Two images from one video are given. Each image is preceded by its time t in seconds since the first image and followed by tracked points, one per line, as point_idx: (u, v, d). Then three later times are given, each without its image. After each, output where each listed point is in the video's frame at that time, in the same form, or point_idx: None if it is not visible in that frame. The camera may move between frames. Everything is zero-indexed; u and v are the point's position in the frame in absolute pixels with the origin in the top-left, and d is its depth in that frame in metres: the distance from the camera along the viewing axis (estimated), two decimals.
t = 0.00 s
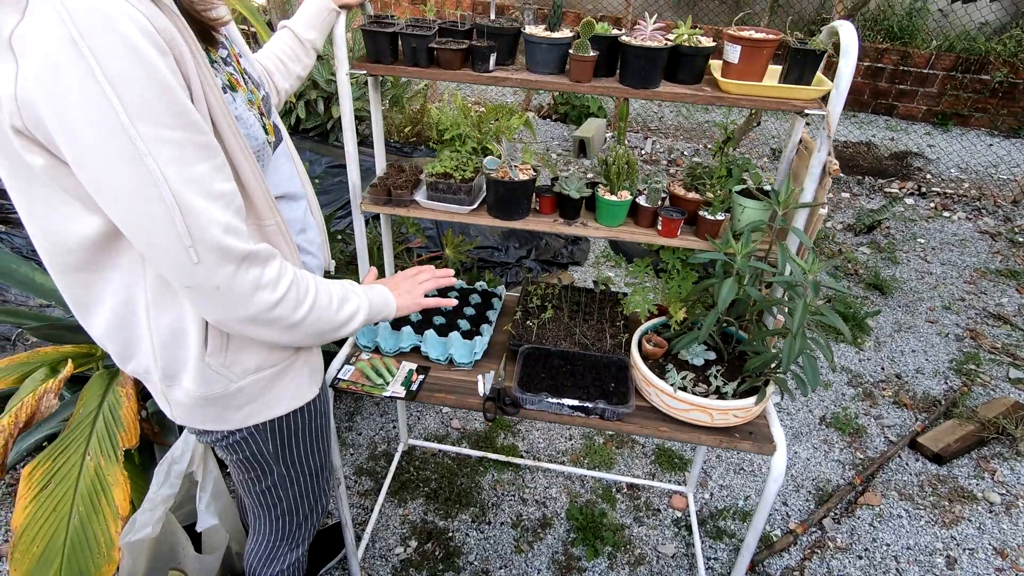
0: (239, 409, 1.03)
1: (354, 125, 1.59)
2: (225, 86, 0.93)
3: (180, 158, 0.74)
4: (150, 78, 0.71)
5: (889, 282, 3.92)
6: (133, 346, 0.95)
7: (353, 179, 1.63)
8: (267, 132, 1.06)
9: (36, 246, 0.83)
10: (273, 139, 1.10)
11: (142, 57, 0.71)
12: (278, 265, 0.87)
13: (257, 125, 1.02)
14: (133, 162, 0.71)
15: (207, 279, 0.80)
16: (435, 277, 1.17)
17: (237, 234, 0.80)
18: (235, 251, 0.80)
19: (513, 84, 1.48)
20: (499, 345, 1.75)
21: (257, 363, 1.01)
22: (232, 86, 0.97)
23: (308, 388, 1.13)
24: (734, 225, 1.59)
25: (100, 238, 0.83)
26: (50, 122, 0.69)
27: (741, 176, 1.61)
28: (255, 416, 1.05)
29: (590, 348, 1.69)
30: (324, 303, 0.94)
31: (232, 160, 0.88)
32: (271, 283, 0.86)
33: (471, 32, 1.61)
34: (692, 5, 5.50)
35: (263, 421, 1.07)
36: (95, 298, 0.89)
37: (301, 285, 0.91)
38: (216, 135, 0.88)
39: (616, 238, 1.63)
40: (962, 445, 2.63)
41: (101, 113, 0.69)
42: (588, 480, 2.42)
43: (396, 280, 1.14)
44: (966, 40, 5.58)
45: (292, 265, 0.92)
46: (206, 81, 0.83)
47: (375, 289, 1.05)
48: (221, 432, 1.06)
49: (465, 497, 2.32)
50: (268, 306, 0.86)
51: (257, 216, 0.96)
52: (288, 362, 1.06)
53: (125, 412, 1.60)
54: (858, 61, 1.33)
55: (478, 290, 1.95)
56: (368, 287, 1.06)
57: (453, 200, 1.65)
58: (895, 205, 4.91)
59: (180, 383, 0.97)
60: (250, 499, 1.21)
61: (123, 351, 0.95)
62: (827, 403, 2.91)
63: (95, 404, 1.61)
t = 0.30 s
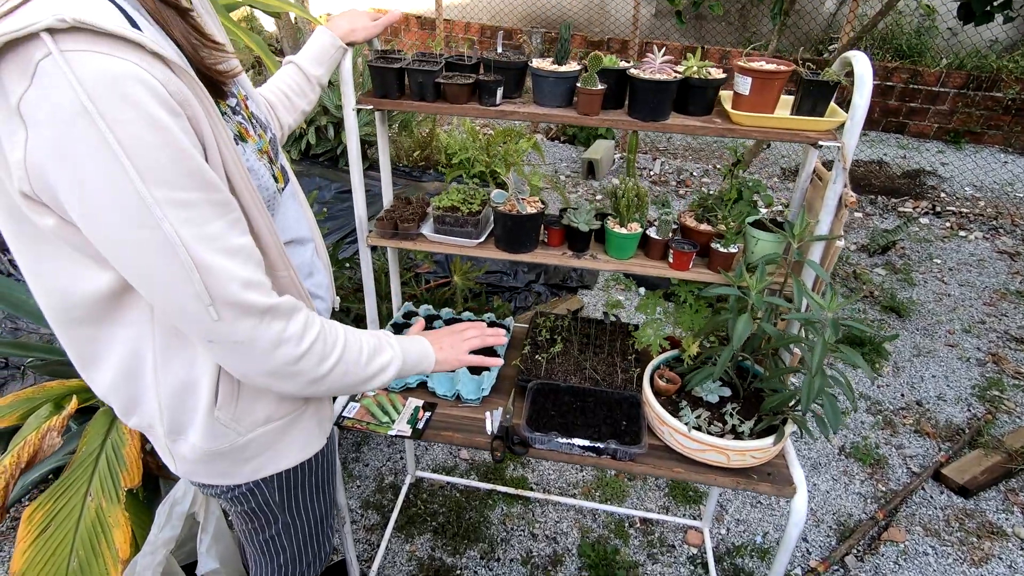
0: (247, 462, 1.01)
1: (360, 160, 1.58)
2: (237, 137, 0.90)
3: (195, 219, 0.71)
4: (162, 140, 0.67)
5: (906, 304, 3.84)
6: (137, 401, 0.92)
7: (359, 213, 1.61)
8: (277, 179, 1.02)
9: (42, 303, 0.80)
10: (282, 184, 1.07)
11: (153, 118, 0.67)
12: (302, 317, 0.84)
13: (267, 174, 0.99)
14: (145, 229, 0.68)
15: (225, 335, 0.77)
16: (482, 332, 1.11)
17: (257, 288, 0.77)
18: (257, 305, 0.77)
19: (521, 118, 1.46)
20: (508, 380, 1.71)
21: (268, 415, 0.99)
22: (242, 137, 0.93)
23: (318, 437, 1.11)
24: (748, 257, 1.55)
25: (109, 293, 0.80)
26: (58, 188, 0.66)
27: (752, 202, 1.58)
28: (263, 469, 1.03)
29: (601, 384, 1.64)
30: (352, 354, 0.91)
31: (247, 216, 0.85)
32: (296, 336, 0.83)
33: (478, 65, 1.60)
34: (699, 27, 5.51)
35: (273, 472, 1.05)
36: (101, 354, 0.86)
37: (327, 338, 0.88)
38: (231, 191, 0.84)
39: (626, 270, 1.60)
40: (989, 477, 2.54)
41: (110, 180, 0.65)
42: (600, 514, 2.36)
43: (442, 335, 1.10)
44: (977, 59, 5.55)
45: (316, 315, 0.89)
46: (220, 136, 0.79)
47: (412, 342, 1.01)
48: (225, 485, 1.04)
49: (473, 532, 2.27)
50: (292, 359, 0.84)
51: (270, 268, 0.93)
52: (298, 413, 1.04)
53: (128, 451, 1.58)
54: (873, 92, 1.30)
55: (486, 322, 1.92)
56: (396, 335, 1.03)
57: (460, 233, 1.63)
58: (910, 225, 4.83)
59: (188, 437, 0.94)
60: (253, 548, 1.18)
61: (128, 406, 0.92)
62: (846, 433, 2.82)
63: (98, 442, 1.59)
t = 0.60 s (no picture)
0: (235, 515, 0.98)
1: (359, 192, 1.58)
2: (227, 188, 0.86)
3: (193, 272, 0.68)
4: (153, 199, 0.64)
5: (924, 327, 3.74)
6: (125, 451, 0.89)
7: (358, 246, 1.61)
8: (269, 227, 0.98)
9: (28, 358, 0.77)
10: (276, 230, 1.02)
11: (141, 178, 0.64)
12: (299, 354, 0.82)
13: (259, 223, 0.94)
14: (143, 288, 0.65)
15: (233, 383, 0.74)
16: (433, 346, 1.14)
17: (254, 333, 0.75)
18: (257, 350, 0.75)
19: (519, 150, 1.45)
20: (508, 414, 1.67)
21: (258, 466, 0.96)
22: (233, 187, 0.89)
23: (310, 486, 1.08)
24: (753, 288, 1.51)
25: (96, 347, 0.77)
26: (46, 256, 0.63)
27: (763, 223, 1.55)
28: (250, 521, 1.00)
29: (603, 419, 1.60)
30: (345, 385, 0.89)
31: (237, 266, 0.81)
32: (295, 375, 0.80)
33: (477, 97, 1.60)
34: (707, 48, 5.51)
35: (261, 524, 1.02)
36: (89, 402, 0.84)
37: (322, 372, 0.85)
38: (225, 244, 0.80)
39: (628, 302, 1.57)
40: (1016, 511, 2.43)
41: (103, 243, 0.62)
42: (608, 548, 2.29)
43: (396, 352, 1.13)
44: (990, 76, 5.48)
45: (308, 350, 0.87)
46: (207, 187, 0.76)
47: (384, 361, 1.01)
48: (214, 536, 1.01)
49: (477, 567, 2.21)
50: (293, 400, 0.81)
51: (260, 315, 0.88)
52: (290, 462, 1.01)
53: (124, 485, 1.54)
54: (878, 121, 1.27)
55: (487, 352, 1.89)
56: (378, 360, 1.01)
57: (459, 265, 1.61)
58: (926, 245, 4.73)
59: (178, 487, 0.91)
60: None
61: (115, 455, 0.89)
62: (864, 463, 2.73)
63: (96, 478, 1.57)
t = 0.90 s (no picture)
0: (226, 539, 0.98)
1: (359, 212, 1.60)
2: (220, 217, 0.86)
3: (184, 303, 0.66)
4: (145, 231, 0.62)
5: (940, 344, 3.65)
6: (118, 475, 0.89)
7: (358, 265, 1.63)
8: (264, 253, 0.98)
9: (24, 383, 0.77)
10: (271, 255, 1.03)
11: (133, 211, 0.62)
12: (292, 385, 0.79)
13: (254, 249, 0.94)
14: (131, 320, 0.63)
15: (217, 413, 0.72)
16: (469, 392, 1.06)
17: (244, 365, 0.72)
18: (245, 382, 0.72)
19: (514, 170, 1.47)
20: (506, 432, 1.67)
21: (250, 491, 0.96)
22: (228, 214, 0.89)
23: (303, 510, 1.09)
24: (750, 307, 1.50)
25: (92, 373, 0.78)
26: (36, 285, 0.62)
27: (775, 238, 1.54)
28: (242, 545, 1.01)
29: (600, 438, 1.59)
30: (343, 421, 0.84)
31: (230, 292, 0.80)
32: (286, 409, 0.77)
33: (474, 119, 1.63)
34: (718, 63, 5.51)
35: (252, 548, 1.03)
36: (83, 426, 0.84)
37: (317, 406, 0.81)
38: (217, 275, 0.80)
39: (625, 321, 1.57)
40: None
41: (91, 276, 0.61)
42: (611, 570, 2.25)
43: (428, 393, 1.04)
44: (1007, 90, 5.39)
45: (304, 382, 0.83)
46: (201, 216, 0.74)
47: (403, 401, 0.95)
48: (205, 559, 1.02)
49: None
50: (282, 433, 0.78)
51: (255, 341, 0.89)
52: (282, 487, 1.02)
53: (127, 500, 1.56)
54: (872, 141, 1.26)
55: (487, 370, 1.90)
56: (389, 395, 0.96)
57: (456, 283, 1.62)
58: (944, 262, 4.60)
59: (169, 512, 0.91)
60: None
61: (109, 480, 0.89)
62: (876, 484, 2.67)
63: (99, 492, 1.59)
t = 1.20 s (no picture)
0: (213, 556, 1.00)
1: (356, 230, 1.64)
2: (204, 242, 0.88)
3: (162, 328, 0.69)
4: (123, 260, 0.65)
5: (953, 359, 3.55)
6: (108, 494, 0.91)
7: (355, 281, 1.66)
8: (252, 275, 1.00)
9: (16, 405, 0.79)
10: (260, 277, 1.05)
11: (112, 240, 0.65)
12: (273, 410, 0.81)
13: (240, 272, 0.96)
14: (109, 346, 0.65)
15: (196, 437, 0.74)
16: (446, 410, 1.08)
17: (223, 390, 0.74)
18: (223, 407, 0.74)
19: (506, 188, 1.49)
20: (500, 448, 1.68)
21: (236, 509, 0.98)
22: (213, 239, 0.92)
23: (290, 528, 1.11)
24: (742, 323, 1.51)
25: (81, 396, 0.80)
26: (21, 312, 0.65)
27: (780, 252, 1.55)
28: (229, 562, 1.02)
29: (593, 455, 1.59)
30: (324, 445, 0.86)
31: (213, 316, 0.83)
32: (266, 432, 0.79)
33: (468, 138, 1.66)
34: (727, 76, 5.49)
35: (239, 565, 1.04)
36: (73, 446, 0.86)
37: (298, 430, 0.83)
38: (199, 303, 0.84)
39: (617, 337, 1.58)
40: None
41: (71, 304, 0.63)
42: None
43: (407, 414, 1.07)
44: None
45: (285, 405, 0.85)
46: (182, 244, 0.77)
47: (381, 422, 0.98)
48: None
49: None
50: (262, 456, 0.79)
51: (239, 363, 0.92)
52: (269, 505, 1.04)
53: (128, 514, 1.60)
54: (859, 158, 1.26)
55: (484, 386, 1.91)
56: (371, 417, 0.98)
57: (451, 299, 1.65)
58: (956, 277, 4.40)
59: (157, 530, 0.93)
60: None
61: (99, 498, 0.91)
62: (884, 502, 2.61)
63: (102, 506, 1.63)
